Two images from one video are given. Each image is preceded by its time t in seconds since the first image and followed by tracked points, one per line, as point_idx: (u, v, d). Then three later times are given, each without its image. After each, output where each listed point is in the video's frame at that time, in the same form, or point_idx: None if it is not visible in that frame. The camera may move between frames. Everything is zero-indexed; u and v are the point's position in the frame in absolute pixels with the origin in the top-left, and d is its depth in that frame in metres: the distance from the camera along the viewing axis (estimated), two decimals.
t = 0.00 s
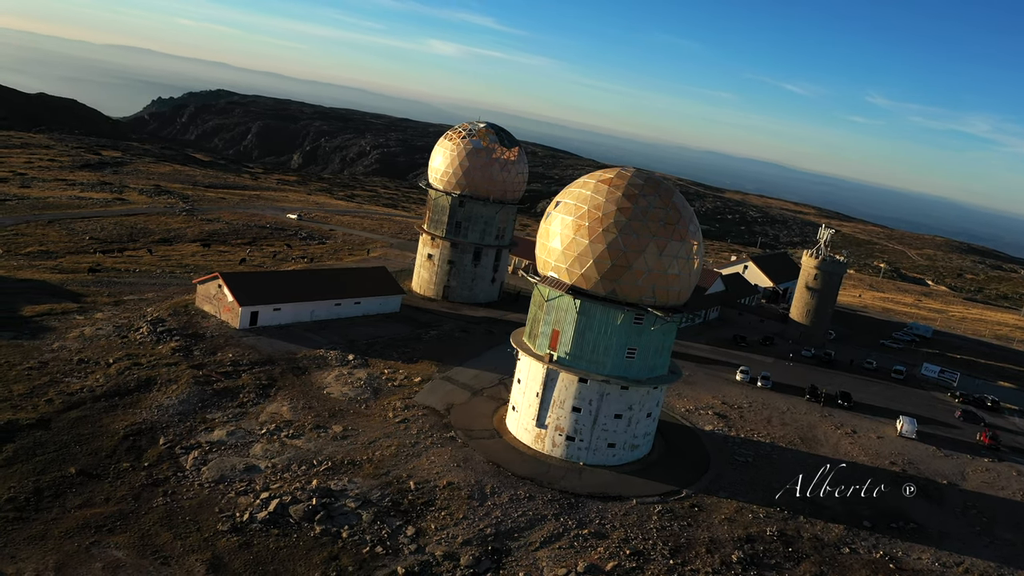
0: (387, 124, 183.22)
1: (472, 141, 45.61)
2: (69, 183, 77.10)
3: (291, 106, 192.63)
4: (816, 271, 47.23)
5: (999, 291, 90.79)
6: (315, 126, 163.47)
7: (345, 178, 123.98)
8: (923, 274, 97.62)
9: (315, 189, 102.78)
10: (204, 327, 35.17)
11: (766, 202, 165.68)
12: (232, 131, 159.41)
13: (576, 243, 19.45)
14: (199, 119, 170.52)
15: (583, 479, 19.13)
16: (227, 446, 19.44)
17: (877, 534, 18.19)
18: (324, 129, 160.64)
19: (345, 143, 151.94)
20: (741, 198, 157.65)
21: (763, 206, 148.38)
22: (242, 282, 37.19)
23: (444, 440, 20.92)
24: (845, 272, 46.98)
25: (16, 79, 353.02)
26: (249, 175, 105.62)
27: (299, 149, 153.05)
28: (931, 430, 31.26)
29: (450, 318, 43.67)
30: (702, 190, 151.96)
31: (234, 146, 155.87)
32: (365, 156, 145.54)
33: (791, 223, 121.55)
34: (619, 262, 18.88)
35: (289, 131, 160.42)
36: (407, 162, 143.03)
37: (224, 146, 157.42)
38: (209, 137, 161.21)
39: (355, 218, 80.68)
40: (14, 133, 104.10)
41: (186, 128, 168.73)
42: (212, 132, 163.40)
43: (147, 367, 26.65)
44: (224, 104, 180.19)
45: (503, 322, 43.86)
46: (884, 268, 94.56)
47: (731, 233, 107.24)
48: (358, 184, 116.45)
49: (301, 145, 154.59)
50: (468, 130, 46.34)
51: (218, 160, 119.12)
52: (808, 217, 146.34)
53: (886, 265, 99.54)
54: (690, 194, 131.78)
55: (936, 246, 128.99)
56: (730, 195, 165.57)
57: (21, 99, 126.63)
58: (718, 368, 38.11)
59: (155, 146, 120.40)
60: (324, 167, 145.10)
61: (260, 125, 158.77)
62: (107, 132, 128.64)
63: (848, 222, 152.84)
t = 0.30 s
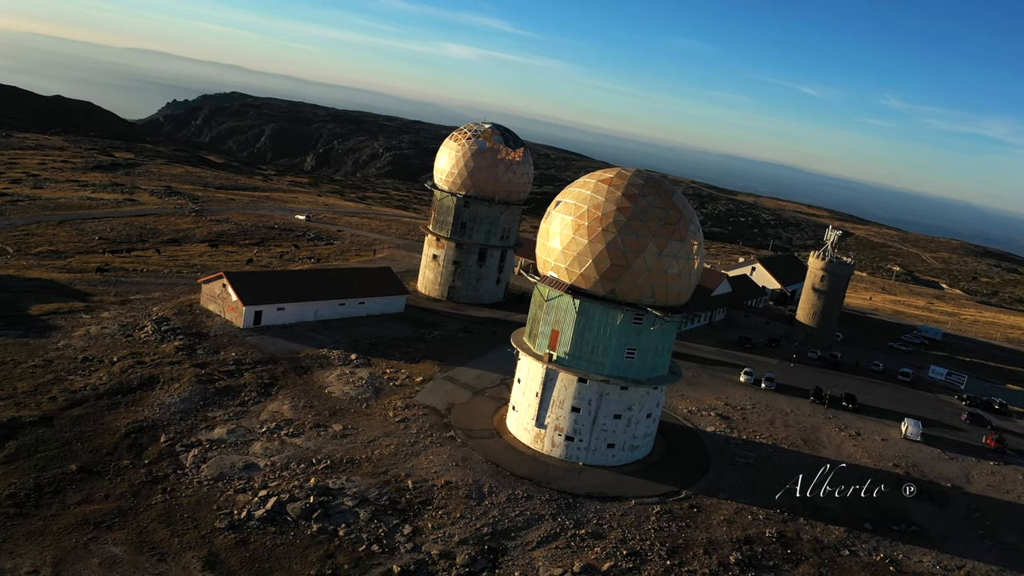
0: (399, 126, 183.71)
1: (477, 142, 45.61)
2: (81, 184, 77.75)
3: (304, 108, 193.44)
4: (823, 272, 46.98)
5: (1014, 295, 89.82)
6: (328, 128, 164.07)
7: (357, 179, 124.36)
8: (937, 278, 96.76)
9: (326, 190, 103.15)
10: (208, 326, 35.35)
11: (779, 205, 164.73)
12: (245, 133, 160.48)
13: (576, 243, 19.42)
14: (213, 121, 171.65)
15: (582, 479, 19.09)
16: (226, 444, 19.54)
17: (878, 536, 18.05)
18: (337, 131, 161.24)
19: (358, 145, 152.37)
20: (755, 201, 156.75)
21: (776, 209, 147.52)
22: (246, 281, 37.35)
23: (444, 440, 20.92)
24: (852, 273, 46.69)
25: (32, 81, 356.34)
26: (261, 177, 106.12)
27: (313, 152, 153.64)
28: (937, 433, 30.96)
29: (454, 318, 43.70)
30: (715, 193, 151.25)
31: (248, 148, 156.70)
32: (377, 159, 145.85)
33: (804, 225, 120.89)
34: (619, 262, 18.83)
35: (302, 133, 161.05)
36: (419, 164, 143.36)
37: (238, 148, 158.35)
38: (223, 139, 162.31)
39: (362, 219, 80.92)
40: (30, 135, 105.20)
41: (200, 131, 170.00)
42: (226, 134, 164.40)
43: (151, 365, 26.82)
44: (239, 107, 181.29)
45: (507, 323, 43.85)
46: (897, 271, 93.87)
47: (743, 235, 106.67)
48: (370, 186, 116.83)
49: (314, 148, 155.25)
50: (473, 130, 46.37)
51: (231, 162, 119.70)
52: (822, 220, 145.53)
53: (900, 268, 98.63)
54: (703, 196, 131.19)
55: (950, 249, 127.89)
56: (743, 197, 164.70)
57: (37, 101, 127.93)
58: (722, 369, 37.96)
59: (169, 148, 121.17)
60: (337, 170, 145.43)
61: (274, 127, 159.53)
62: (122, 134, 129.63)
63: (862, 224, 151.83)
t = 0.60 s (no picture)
0: (411, 129, 184.20)
1: (482, 143, 45.64)
2: (92, 185, 78.35)
3: (317, 110, 194.18)
4: (830, 274, 46.74)
5: None
6: (341, 130, 164.60)
7: (369, 181, 124.79)
8: (952, 281, 95.93)
9: (337, 192, 103.51)
10: (213, 325, 35.52)
11: (792, 207, 163.74)
12: (258, 136, 161.51)
13: (575, 243, 19.41)
14: (227, 123, 172.78)
15: (581, 480, 19.02)
16: (226, 442, 19.61)
17: (879, 539, 17.91)
18: (349, 133, 161.76)
19: (371, 147, 152.71)
20: (768, 203, 155.94)
21: (790, 211, 146.72)
22: (250, 281, 37.50)
23: (443, 439, 20.93)
24: (859, 275, 46.41)
25: (48, 84, 359.52)
26: (274, 179, 106.59)
27: (325, 153, 154.21)
28: (942, 435, 30.71)
29: (458, 319, 43.75)
30: (727, 195, 150.51)
31: (261, 150, 157.49)
32: (390, 160, 145.99)
33: (817, 228, 120.26)
34: (618, 262, 18.78)
35: (315, 134, 161.59)
36: (431, 166, 143.66)
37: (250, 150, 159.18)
38: (236, 141, 163.38)
39: (370, 220, 81.14)
40: (45, 136, 106.22)
41: (215, 133, 171.31)
42: (239, 136, 165.25)
43: (153, 364, 26.98)
44: (252, 109, 182.28)
45: (510, 324, 43.83)
46: (910, 275, 93.18)
47: (756, 238, 106.17)
48: (381, 188, 117.10)
49: (327, 150, 155.83)
50: (478, 131, 46.39)
51: (243, 164, 120.32)
52: (835, 223, 144.73)
53: (914, 271, 97.83)
54: (715, 198, 130.67)
55: (965, 252, 126.80)
56: (756, 199, 163.84)
57: (52, 103, 129.13)
58: (727, 371, 37.79)
59: (182, 150, 121.98)
60: (350, 172, 145.78)
61: (287, 129, 160.17)
62: (135, 136, 130.53)
63: (876, 228, 150.79)
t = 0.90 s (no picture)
0: (423, 131, 184.43)
1: (486, 144, 45.66)
2: (104, 186, 78.94)
3: (330, 113, 194.84)
4: (836, 276, 46.45)
5: None
6: (354, 133, 165.05)
7: (379, 183, 125.08)
8: (966, 284, 95.08)
9: (348, 194, 103.79)
10: (216, 325, 35.70)
11: (805, 210, 162.73)
12: (271, 138, 162.43)
13: (574, 243, 19.39)
14: (241, 126, 173.80)
15: (579, 480, 18.98)
16: (226, 440, 19.70)
17: (879, 541, 17.78)
18: (362, 136, 162.18)
19: (383, 149, 152.87)
20: (780, 206, 155.06)
21: (802, 214, 145.94)
22: (254, 281, 37.65)
23: (442, 439, 20.94)
24: (866, 277, 46.10)
25: (63, 87, 362.40)
26: (286, 181, 107.02)
27: (338, 155, 154.72)
28: (947, 439, 30.46)
29: (461, 319, 43.77)
30: (739, 198, 149.81)
31: (274, 153, 158.31)
32: (402, 162, 146.06)
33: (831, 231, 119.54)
34: (617, 261, 18.75)
35: (328, 137, 162.12)
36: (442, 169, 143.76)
37: (263, 152, 159.91)
38: (249, 144, 164.40)
39: (378, 221, 81.32)
40: (60, 138, 107.22)
41: (228, 135, 172.57)
42: (252, 138, 166.20)
43: (156, 363, 27.16)
44: (265, 111, 183.29)
45: (514, 325, 43.80)
46: (924, 278, 92.50)
47: (768, 241, 105.64)
48: (392, 190, 117.25)
49: (340, 152, 156.30)
50: (483, 132, 46.41)
51: (255, 166, 120.88)
52: (849, 226, 143.97)
53: (927, 275, 96.99)
54: (727, 200, 130.08)
55: (980, 256, 125.72)
56: (768, 202, 162.97)
57: (68, 106, 130.29)
58: (731, 373, 37.60)
59: (195, 152, 122.55)
60: (363, 174, 146.08)
61: (300, 131, 160.87)
62: (148, 138, 131.40)
63: (890, 231, 149.73)
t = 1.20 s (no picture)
0: (436, 133, 184.68)
1: (491, 144, 45.65)
2: (115, 187, 79.52)
3: (343, 115, 195.59)
4: (843, 278, 46.11)
5: None
6: (366, 135, 165.39)
7: (391, 185, 125.28)
8: (981, 288, 94.11)
9: (359, 196, 103.94)
10: (220, 324, 35.89)
11: (818, 213, 161.87)
12: (284, 140, 163.26)
13: (573, 243, 19.39)
14: (254, 128, 174.77)
15: (578, 481, 18.94)
16: (226, 439, 19.77)
17: (879, 544, 17.65)
18: (374, 138, 162.32)
19: (395, 151, 152.70)
20: (793, 209, 154.27)
21: (816, 217, 145.07)
22: (258, 281, 37.82)
23: (441, 439, 20.95)
24: (873, 279, 45.74)
25: (77, 89, 365.46)
26: (297, 182, 107.43)
27: (350, 158, 155.11)
28: (953, 441, 30.19)
29: (465, 320, 43.82)
30: (751, 200, 149.19)
31: (286, 154, 159.01)
32: (415, 165, 145.94)
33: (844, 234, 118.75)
34: (616, 261, 18.72)
35: (341, 139, 162.67)
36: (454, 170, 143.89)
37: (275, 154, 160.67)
38: (263, 146, 165.40)
39: (386, 222, 81.49)
40: (74, 140, 108.18)
41: (241, 137, 173.74)
42: (265, 141, 167.09)
43: (159, 362, 27.32)
44: (279, 113, 184.14)
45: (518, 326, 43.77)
46: (937, 282, 91.62)
47: (780, 243, 105.12)
48: (403, 192, 117.42)
49: (352, 154, 156.65)
50: (488, 133, 46.40)
51: (266, 167, 121.46)
52: (863, 229, 142.87)
53: (941, 278, 96.21)
54: (739, 202, 129.43)
55: (996, 259, 124.44)
56: (781, 205, 162.16)
57: (82, 108, 131.37)
58: (735, 374, 37.43)
59: (207, 153, 123.23)
60: (375, 176, 146.40)
61: (312, 134, 161.51)
62: (161, 139, 132.29)
63: (905, 234, 148.47)
